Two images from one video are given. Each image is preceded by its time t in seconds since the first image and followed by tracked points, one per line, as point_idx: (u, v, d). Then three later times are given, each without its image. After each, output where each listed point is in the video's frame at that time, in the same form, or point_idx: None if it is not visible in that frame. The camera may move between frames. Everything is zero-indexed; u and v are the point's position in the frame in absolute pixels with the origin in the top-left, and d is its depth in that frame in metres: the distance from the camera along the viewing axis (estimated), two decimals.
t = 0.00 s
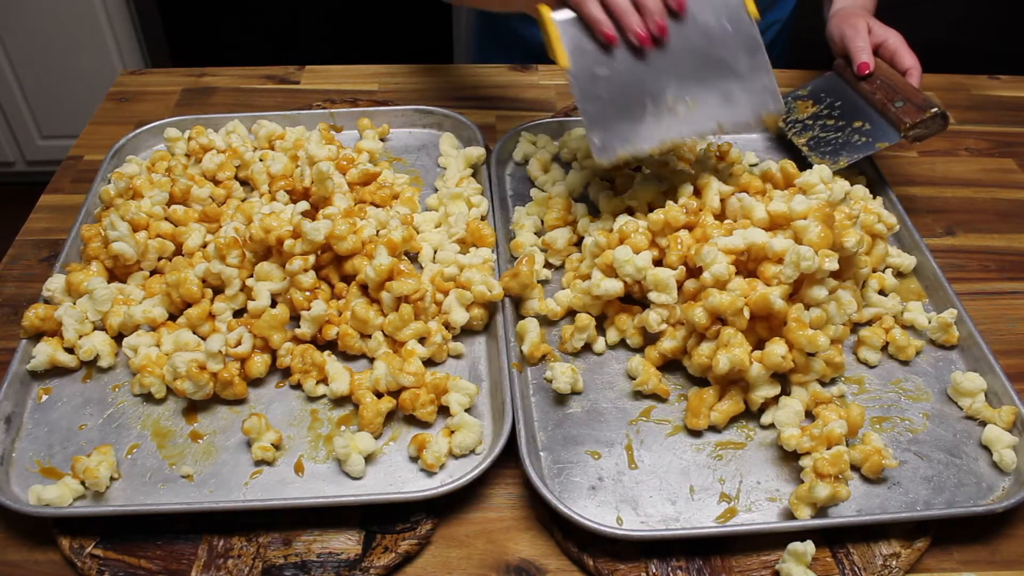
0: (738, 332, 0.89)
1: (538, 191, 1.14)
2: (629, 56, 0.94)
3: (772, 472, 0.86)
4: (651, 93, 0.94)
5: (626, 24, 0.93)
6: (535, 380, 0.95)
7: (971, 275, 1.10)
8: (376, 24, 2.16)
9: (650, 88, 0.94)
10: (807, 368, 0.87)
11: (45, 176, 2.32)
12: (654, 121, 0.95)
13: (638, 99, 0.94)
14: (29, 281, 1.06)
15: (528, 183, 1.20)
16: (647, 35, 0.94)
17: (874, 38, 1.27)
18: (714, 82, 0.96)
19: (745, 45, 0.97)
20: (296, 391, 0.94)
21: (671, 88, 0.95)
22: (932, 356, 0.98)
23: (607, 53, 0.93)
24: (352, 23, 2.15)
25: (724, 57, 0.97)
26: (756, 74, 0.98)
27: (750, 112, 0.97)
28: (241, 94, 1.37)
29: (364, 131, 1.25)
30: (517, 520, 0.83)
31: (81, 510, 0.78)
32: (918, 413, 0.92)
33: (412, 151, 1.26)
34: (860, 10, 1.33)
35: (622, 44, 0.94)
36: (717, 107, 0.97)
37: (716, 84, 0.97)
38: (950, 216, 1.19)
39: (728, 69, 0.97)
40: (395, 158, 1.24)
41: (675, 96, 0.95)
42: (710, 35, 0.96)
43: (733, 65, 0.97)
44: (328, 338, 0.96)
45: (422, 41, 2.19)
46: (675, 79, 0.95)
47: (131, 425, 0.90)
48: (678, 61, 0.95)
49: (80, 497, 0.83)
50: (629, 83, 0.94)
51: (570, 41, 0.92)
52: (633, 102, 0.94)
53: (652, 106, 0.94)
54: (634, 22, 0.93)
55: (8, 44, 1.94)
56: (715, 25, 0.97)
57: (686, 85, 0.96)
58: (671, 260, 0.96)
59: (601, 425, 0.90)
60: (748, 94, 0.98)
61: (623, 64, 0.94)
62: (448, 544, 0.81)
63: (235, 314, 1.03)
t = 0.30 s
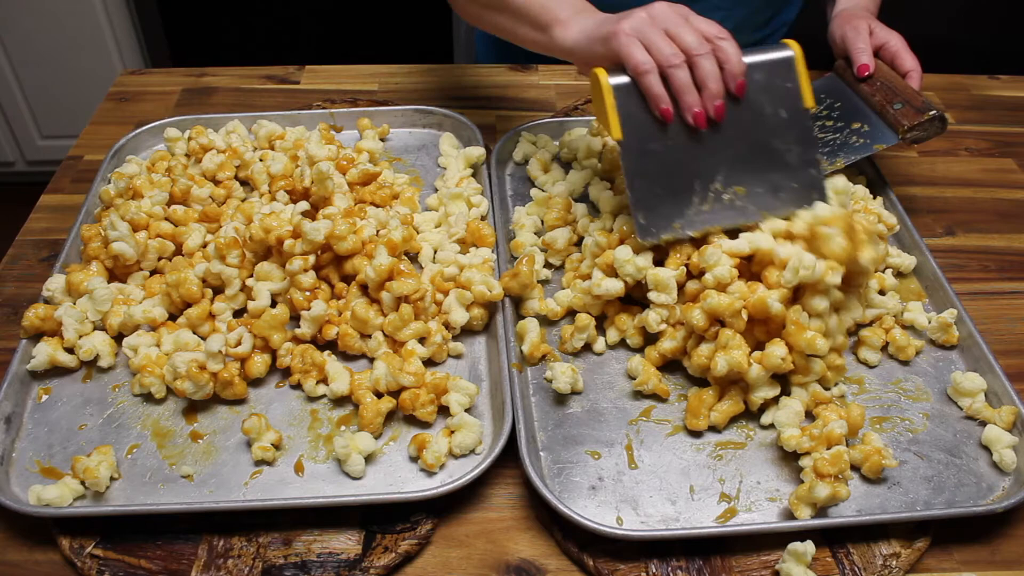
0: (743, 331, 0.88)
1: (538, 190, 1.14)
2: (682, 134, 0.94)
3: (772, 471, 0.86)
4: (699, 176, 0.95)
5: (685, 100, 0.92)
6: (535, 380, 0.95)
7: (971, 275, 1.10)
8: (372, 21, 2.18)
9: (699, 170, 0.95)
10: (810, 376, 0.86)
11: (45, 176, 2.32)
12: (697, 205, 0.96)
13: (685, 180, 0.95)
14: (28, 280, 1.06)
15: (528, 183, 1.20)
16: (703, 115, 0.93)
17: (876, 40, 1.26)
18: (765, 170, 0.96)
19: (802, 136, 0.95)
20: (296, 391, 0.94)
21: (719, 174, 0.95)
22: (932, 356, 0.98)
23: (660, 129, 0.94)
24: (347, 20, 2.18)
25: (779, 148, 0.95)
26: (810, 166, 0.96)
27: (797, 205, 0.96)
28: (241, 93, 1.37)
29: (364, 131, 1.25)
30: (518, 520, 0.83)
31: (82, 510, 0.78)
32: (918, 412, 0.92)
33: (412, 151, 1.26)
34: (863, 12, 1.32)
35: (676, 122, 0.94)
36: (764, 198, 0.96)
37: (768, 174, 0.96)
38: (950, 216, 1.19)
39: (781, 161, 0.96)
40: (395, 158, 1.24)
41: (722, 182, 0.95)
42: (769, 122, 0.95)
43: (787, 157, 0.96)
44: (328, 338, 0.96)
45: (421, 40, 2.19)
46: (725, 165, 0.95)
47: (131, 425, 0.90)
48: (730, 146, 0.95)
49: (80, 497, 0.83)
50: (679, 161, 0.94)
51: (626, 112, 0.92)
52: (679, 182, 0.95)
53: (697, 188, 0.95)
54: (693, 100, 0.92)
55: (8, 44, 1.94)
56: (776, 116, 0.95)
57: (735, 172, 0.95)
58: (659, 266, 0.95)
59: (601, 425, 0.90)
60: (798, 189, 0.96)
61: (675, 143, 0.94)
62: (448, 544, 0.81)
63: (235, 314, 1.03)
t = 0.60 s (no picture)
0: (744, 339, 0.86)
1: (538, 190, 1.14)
2: (705, 198, 0.87)
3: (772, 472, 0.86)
4: (721, 243, 0.88)
5: (708, 162, 0.85)
6: (534, 380, 0.95)
7: (971, 275, 1.10)
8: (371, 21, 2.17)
9: (721, 237, 0.88)
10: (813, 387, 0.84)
11: (45, 176, 2.32)
12: (719, 274, 0.88)
13: (705, 247, 0.88)
14: (28, 280, 1.06)
15: (528, 183, 1.20)
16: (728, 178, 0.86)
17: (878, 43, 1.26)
18: (794, 240, 0.89)
19: (837, 205, 0.89)
20: (296, 391, 0.94)
21: (744, 244, 0.88)
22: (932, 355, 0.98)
23: (679, 193, 0.87)
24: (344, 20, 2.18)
25: (811, 216, 0.89)
26: (845, 237, 0.90)
27: (828, 278, 0.90)
28: (241, 93, 1.37)
29: (364, 131, 1.25)
30: (518, 520, 0.83)
31: (82, 510, 0.78)
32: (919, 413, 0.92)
33: (412, 151, 1.26)
34: (866, 14, 1.32)
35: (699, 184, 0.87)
36: (791, 268, 0.89)
37: (798, 242, 0.89)
38: (950, 216, 1.19)
39: (813, 230, 0.89)
40: (395, 158, 1.24)
41: (747, 252, 0.88)
42: (802, 187, 0.88)
43: (820, 225, 0.89)
44: (328, 338, 0.96)
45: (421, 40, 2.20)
46: (751, 233, 0.88)
47: (131, 425, 0.90)
48: (757, 212, 0.88)
49: (80, 497, 0.83)
50: (700, 229, 0.87)
51: (642, 174, 0.86)
52: (698, 250, 0.88)
53: (719, 256, 0.88)
54: (718, 161, 0.85)
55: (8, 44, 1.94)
56: (811, 180, 0.88)
57: (763, 242, 0.89)
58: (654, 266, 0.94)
59: (601, 425, 0.90)
60: (830, 259, 0.90)
61: (696, 208, 0.87)
62: (448, 545, 0.81)
63: (235, 314, 1.03)
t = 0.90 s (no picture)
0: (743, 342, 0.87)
1: (538, 190, 1.14)
2: (653, 120, 0.86)
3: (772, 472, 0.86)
4: (669, 162, 0.86)
5: (657, 86, 0.84)
6: (534, 380, 0.95)
7: (971, 275, 1.10)
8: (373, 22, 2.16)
9: (669, 157, 0.86)
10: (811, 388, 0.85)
11: (46, 176, 2.32)
12: (668, 194, 0.88)
13: (654, 167, 0.86)
14: (28, 280, 1.06)
15: (528, 183, 1.20)
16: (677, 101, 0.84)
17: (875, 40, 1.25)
18: (741, 159, 0.87)
19: (783, 123, 0.86)
20: (296, 391, 0.94)
21: (691, 161, 0.87)
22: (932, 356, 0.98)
23: (629, 114, 0.85)
24: (347, 22, 2.16)
25: (759, 136, 0.86)
26: (791, 155, 0.87)
27: (772, 196, 0.87)
28: (241, 94, 1.37)
29: (364, 131, 1.25)
30: (518, 520, 0.83)
31: (82, 510, 0.78)
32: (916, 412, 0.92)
33: (412, 151, 1.26)
34: (865, 10, 1.32)
35: (648, 104, 0.86)
36: (739, 188, 0.88)
37: (745, 162, 0.87)
38: (950, 216, 1.19)
39: (760, 149, 0.87)
40: (395, 158, 1.24)
41: (695, 170, 0.87)
42: (749, 109, 0.86)
43: (766, 144, 0.87)
44: (328, 338, 0.96)
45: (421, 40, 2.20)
46: (697, 153, 0.86)
47: (131, 425, 0.90)
48: (704, 134, 0.86)
49: (80, 497, 0.83)
50: (648, 149, 0.86)
51: (592, 96, 0.85)
52: (647, 171, 0.87)
53: (667, 176, 0.87)
54: (665, 85, 0.84)
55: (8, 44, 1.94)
56: (756, 100, 0.85)
57: (710, 160, 0.87)
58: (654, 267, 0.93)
59: (600, 425, 0.90)
60: (777, 177, 0.87)
61: (643, 130, 0.86)
62: (448, 545, 0.81)
63: (235, 314, 1.03)
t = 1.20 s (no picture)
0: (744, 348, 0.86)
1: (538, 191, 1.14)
2: (631, 182, 0.84)
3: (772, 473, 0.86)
4: (643, 228, 0.86)
5: (635, 147, 0.82)
6: (535, 380, 0.95)
7: (971, 275, 1.10)
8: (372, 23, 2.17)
9: (645, 222, 0.86)
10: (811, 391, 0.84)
11: (46, 176, 2.32)
12: (640, 259, 0.87)
13: (629, 233, 0.86)
14: (28, 280, 1.06)
15: (528, 183, 1.20)
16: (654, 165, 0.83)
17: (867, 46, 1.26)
18: (718, 228, 0.87)
19: (762, 195, 0.86)
20: (296, 391, 0.94)
21: (667, 228, 0.86)
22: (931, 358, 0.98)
23: (605, 175, 0.84)
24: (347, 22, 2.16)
25: (737, 205, 0.86)
26: (766, 227, 0.87)
27: (748, 267, 0.88)
28: (241, 93, 1.37)
29: (364, 131, 1.25)
30: (518, 520, 0.83)
31: (82, 510, 0.78)
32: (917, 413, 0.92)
33: (412, 151, 1.26)
34: (858, 17, 1.32)
35: (625, 167, 0.84)
36: (713, 257, 0.88)
37: (721, 231, 0.87)
38: (950, 216, 1.19)
39: (737, 219, 0.86)
40: (395, 158, 1.24)
41: (671, 238, 0.87)
42: (728, 176, 0.85)
43: (744, 213, 0.86)
44: (328, 338, 0.96)
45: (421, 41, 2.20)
46: (674, 219, 0.86)
47: (131, 425, 0.90)
48: (682, 199, 0.85)
49: (80, 497, 0.83)
50: (623, 213, 0.85)
51: (570, 154, 0.83)
52: (622, 237, 0.86)
53: (641, 242, 0.86)
54: (643, 147, 0.82)
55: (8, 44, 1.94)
56: (736, 170, 0.85)
57: (685, 228, 0.86)
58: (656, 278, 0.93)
59: (600, 425, 0.90)
60: (751, 248, 0.88)
61: (620, 192, 0.85)
62: (448, 545, 0.81)
63: (235, 314, 1.02)
